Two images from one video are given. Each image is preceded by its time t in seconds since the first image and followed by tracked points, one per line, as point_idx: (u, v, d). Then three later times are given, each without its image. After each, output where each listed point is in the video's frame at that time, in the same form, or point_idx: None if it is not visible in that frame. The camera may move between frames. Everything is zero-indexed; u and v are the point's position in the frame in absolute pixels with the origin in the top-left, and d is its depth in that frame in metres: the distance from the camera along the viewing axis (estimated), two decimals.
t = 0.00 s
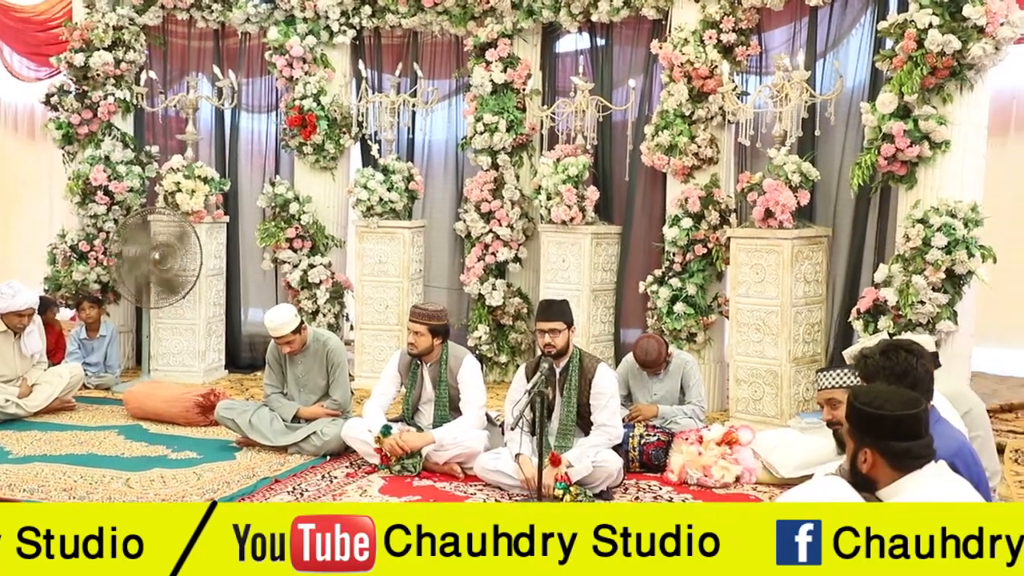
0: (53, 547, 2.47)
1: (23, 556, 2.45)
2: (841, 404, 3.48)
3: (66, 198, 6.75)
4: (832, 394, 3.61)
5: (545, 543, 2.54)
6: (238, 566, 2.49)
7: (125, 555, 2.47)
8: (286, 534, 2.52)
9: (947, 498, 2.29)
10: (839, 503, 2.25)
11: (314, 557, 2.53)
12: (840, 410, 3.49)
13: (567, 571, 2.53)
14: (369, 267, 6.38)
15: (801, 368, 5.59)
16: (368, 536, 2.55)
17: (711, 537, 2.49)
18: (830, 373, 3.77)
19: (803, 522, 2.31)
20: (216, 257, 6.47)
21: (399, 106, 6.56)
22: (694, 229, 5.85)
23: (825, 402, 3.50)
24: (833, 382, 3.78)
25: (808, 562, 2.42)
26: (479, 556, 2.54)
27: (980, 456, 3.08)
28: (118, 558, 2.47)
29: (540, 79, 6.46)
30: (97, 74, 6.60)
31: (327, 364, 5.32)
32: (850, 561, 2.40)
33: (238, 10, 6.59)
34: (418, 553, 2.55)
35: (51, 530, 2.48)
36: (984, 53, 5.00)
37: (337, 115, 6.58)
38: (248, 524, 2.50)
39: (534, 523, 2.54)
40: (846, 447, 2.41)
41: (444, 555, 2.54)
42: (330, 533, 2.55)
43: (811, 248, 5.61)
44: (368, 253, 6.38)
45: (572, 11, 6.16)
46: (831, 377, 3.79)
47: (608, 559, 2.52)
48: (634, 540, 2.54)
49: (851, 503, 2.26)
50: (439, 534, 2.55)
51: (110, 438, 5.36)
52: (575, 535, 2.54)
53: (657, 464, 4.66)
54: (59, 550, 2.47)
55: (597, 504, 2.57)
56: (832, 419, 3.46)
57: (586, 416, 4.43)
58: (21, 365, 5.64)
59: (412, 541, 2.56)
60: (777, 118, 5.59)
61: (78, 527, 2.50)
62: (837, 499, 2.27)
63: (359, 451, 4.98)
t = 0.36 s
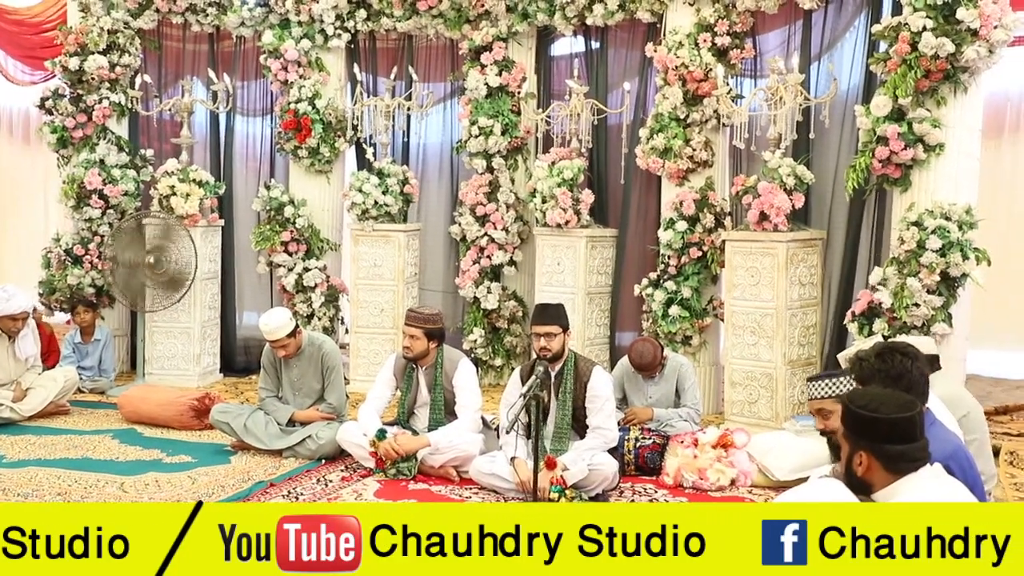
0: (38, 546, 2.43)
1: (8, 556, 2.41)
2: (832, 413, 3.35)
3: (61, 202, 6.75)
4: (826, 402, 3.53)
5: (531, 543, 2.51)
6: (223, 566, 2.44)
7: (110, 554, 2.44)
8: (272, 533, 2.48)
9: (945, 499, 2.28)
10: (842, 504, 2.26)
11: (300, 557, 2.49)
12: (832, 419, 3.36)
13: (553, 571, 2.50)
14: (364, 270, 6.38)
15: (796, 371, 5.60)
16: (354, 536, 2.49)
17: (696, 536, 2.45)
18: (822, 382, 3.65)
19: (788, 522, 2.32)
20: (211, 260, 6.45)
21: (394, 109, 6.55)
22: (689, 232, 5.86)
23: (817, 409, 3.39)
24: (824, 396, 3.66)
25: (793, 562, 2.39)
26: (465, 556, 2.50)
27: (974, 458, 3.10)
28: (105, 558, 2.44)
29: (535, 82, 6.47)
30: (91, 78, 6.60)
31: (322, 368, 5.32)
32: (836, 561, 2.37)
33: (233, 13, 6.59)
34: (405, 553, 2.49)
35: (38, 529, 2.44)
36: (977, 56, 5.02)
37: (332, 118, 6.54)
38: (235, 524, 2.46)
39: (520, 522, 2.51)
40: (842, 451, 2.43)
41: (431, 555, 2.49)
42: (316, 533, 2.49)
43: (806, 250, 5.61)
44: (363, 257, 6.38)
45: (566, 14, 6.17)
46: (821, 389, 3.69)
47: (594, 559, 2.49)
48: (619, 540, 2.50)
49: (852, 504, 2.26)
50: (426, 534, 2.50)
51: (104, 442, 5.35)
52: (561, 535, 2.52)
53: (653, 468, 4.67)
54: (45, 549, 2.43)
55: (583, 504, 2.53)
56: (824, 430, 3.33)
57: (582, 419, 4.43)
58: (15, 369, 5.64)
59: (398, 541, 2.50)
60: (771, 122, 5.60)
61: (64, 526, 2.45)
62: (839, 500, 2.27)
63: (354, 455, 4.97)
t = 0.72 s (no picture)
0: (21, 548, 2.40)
1: None
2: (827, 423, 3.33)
3: (60, 205, 6.74)
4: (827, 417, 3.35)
5: (517, 543, 2.57)
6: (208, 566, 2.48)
7: (96, 554, 2.45)
8: (257, 534, 2.54)
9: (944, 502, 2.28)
10: (847, 504, 2.23)
11: (286, 557, 2.54)
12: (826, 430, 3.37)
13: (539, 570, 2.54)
14: (364, 272, 6.37)
15: (795, 374, 5.61)
16: (339, 536, 2.56)
17: (682, 536, 2.46)
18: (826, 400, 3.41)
19: (774, 522, 2.36)
20: (210, 263, 6.44)
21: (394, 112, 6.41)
22: (688, 234, 5.87)
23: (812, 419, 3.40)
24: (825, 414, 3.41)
25: (779, 563, 2.40)
26: (450, 556, 2.55)
27: (973, 461, 3.10)
28: (91, 558, 2.44)
29: (535, 85, 6.46)
30: (91, 80, 6.60)
31: (322, 370, 5.33)
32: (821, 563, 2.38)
33: (233, 16, 6.59)
34: (390, 553, 2.54)
35: (23, 530, 2.47)
36: (976, 59, 5.03)
37: (332, 121, 6.55)
38: (220, 524, 2.50)
39: (504, 523, 2.58)
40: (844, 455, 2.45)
41: (415, 554, 2.54)
42: (301, 533, 2.57)
43: (805, 253, 5.62)
44: (363, 259, 6.37)
45: (566, 17, 6.17)
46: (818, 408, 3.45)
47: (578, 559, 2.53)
48: (605, 539, 2.53)
49: (855, 504, 2.24)
50: (411, 534, 2.56)
51: (103, 445, 5.35)
52: (546, 536, 2.58)
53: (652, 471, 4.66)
54: (31, 550, 2.45)
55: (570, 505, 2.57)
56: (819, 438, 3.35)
57: (581, 421, 4.43)
58: (14, 372, 5.60)
59: (383, 541, 2.56)
60: (770, 124, 5.60)
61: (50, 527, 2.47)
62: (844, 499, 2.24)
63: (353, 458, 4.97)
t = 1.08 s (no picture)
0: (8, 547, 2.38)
1: None
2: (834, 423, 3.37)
3: (59, 206, 6.73)
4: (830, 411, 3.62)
5: (503, 543, 2.56)
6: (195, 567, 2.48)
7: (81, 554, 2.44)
8: (243, 533, 2.54)
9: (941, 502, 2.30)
10: (846, 504, 2.24)
11: (272, 557, 2.56)
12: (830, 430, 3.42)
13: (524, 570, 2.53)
14: (364, 273, 6.37)
15: (794, 375, 5.61)
16: (326, 536, 2.57)
17: (668, 536, 2.48)
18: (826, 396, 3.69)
19: (760, 522, 2.38)
20: (209, 264, 6.43)
21: (393, 113, 6.51)
22: (688, 236, 5.87)
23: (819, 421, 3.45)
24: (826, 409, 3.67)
25: (765, 563, 2.39)
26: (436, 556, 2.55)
27: (972, 462, 3.11)
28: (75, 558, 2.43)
29: (534, 86, 6.46)
30: (90, 81, 6.59)
31: (321, 371, 5.33)
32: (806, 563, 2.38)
33: (232, 17, 6.59)
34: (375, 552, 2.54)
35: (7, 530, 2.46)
36: (976, 60, 5.04)
37: (331, 122, 6.55)
38: (207, 525, 2.49)
39: (490, 523, 2.57)
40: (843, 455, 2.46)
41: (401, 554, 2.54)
42: (287, 534, 2.57)
43: (805, 254, 5.62)
44: (363, 260, 6.37)
45: (565, 18, 6.17)
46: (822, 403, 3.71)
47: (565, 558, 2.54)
48: (590, 540, 2.53)
49: (856, 504, 2.25)
50: (397, 534, 2.55)
51: (102, 446, 5.34)
52: (532, 535, 2.57)
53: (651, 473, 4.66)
54: (16, 549, 2.43)
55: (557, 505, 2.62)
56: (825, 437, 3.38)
57: (580, 422, 4.42)
58: (12, 374, 5.60)
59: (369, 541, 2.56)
60: (770, 125, 5.60)
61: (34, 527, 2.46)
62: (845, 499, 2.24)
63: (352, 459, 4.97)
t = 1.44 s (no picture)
0: None
1: None
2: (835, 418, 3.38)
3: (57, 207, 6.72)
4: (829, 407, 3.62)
5: (489, 543, 2.69)
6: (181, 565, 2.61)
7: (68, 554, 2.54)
8: (228, 534, 2.67)
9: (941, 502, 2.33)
10: (846, 504, 2.30)
11: (257, 557, 2.67)
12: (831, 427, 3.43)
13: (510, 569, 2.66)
14: (362, 274, 6.37)
15: (793, 376, 5.62)
16: (310, 536, 2.69)
17: (653, 536, 2.61)
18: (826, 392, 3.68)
19: (746, 522, 2.50)
20: (207, 265, 6.42)
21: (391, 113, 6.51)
22: (686, 236, 5.87)
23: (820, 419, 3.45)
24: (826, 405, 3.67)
25: (750, 563, 2.50)
26: (422, 556, 2.65)
27: (970, 462, 3.12)
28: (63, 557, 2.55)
29: (533, 87, 6.46)
30: (88, 82, 6.58)
31: (319, 372, 5.33)
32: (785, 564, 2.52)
33: (230, 18, 6.59)
34: (362, 552, 2.67)
35: None
36: (974, 61, 5.05)
37: (329, 123, 6.53)
38: (192, 525, 2.63)
39: (476, 523, 2.69)
40: (840, 454, 2.45)
41: (388, 553, 2.65)
42: (273, 533, 2.69)
43: (803, 255, 5.62)
44: (361, 261, 6.36)
45: (564, 19, 6.17)
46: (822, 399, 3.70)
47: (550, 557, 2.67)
48: (576, 539, 2.67)
49: (854, 504, 2.31)
50: (384, 534, 2.67)
51: (101, 448, 5.35)
52: (518, 535, 2.70)
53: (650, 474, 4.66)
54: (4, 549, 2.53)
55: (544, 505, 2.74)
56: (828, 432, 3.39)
57: (579, 423, 4.43)
58: (11, 374, 5.60)
59: (355, 541, 2.69)
60: (768, 126, 5.61)
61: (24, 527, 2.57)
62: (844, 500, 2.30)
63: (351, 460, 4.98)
